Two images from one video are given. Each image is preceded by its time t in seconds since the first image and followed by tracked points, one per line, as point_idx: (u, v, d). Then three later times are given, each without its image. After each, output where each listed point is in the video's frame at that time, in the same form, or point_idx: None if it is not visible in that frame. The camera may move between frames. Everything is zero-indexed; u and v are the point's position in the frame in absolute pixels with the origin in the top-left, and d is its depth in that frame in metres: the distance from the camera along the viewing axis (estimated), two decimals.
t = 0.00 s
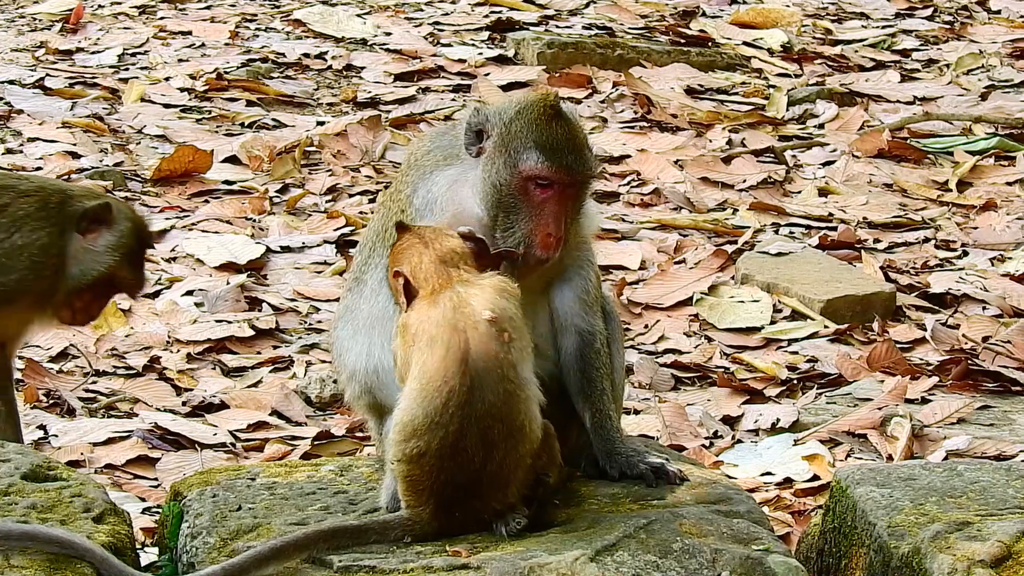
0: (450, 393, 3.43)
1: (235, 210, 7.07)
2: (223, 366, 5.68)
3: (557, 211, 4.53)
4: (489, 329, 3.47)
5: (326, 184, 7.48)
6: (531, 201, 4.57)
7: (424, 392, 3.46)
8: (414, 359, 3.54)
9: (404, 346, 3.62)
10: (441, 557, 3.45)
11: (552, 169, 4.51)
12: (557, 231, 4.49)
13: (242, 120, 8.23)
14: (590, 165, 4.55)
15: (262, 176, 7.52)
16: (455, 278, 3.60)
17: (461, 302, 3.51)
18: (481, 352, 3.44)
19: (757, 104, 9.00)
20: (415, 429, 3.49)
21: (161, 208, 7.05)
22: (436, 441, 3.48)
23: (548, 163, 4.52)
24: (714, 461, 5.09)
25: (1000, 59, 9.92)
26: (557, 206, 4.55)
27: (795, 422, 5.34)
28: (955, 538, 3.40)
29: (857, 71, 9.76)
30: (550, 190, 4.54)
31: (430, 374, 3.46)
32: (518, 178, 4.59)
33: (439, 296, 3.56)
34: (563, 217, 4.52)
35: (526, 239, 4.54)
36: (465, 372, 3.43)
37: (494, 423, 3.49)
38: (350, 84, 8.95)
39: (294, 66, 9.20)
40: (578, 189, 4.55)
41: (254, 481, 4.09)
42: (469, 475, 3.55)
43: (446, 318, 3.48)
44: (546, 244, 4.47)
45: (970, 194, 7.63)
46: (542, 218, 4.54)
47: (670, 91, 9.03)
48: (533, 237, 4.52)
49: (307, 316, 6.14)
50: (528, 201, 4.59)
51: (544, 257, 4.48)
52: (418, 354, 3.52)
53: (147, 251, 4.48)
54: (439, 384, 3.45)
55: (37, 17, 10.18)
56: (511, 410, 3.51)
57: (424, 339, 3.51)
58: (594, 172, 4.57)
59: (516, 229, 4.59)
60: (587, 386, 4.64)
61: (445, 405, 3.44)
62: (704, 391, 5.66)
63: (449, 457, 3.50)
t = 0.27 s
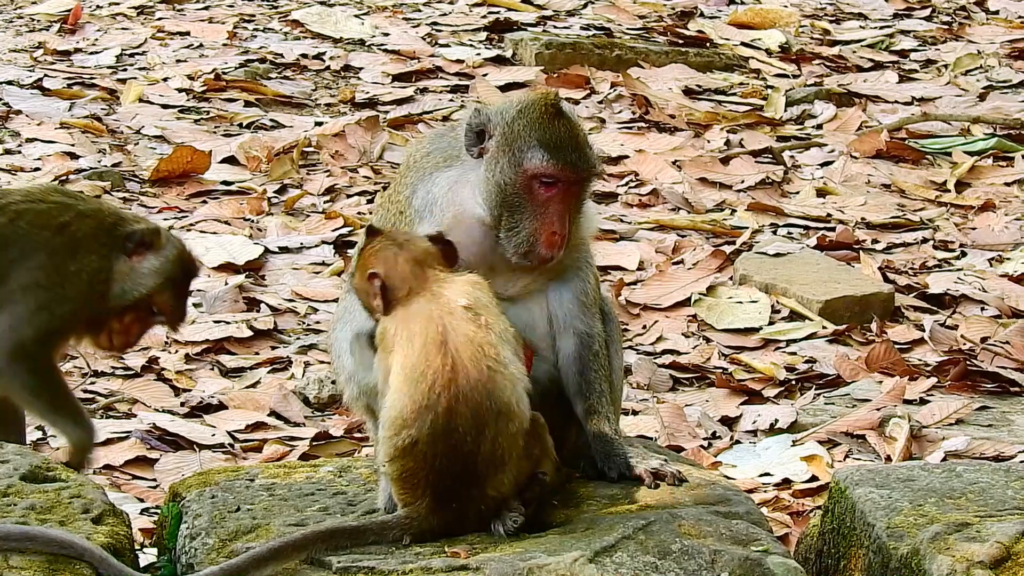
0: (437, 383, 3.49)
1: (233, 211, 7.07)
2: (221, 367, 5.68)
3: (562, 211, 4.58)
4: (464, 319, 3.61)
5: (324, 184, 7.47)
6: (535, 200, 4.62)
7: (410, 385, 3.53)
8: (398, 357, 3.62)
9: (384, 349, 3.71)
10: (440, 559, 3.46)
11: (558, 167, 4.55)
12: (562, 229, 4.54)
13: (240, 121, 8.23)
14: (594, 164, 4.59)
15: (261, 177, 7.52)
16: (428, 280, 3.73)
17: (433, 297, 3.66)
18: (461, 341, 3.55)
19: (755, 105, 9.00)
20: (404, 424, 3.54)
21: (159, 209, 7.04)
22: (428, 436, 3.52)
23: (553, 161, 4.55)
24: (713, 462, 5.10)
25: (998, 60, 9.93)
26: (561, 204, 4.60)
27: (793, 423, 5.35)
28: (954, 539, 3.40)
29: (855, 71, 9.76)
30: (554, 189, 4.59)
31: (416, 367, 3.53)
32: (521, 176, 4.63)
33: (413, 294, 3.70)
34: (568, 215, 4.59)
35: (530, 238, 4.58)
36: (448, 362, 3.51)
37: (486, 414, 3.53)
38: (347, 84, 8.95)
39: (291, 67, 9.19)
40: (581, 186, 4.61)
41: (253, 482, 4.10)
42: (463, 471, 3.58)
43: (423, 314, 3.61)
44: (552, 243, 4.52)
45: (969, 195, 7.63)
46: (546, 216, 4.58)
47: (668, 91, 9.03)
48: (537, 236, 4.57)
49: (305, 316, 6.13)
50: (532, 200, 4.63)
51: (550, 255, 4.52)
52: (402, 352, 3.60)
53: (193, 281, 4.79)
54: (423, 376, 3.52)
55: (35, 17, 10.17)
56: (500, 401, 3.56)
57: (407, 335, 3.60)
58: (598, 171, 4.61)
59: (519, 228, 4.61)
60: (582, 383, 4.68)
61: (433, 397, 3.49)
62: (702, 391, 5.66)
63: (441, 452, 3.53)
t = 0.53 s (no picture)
0: (423, 372, 3.57)
1: (233, 211, 7.07)
2: (221, 368, 5.68)
3: (562, 210, 4.62)
4: (441, 318, 3.74)
5: (324, 184, 7.47)
6: (535, 199, 4.65)
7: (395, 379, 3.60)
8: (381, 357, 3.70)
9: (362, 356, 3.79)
10: (440, 560, 3.46)
11: (558, 166, 4.57)
12: (563, 229, 4.58)
13: (240, 121, 8.23)
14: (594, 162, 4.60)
15: (260, 178, 7.52)
16: (399, 288, 3.88)
17: (406, 301, 3.81)
18: (441, 332, 3.66)
19: (755, 105, 9.00)
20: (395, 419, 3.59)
21: (159, 209, 7.04)
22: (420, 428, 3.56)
23: (555, 160, 4.56)
24: (713, 463, 5.11)
25: (998, 60, 9.93)
26: (563, 204, 4.63)
27: (794, 424, 5.35)
28: (955, 540, 3.40)
29: (855, 72, 9.77)
30: (555, 188, 4.62)
31: (401, 362, 3.61)
32: (522, 176, 4.65)
33: (386, 301, 3.83)
34: (569, 214, 4.62)
35: (532, 237, 4.61)
36: (432, 352, 3.60)
37: (477, 401, 3.59)
38: (347, 85, 8.95)
39: (291, 67, 9.20)
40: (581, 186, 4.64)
41: (253, 483, 4.10)
42: (458, 465, 3.62)
43: (398, 316, 3.74)
44: (553, 242, 4.56)
45: (969, 196, 7.63)
46: (547, 215, 4.62)
47: (668, 92, 9.03)
48: (537, 235, 4.61)
49: (305, 317, 6.13)
50: (533, 200, 4.65)
51: (552, 254, 4.57)
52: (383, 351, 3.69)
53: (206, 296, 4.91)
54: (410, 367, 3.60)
55: (35, 18, 10.18)
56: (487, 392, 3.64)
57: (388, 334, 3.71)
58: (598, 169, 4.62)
59: (520, 227, 4.64)
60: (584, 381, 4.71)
61: (420, 388, 3.56)
62: (702, 392, 5.66)
63: (435, 444, 3.57)
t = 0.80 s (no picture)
0: (428, 374, 3.56)
1: (233, 211, 7.06)
2: (221, 368, 5.68)
3: (566, 207, 4.62)
4: (441, 321, 3.75)
5: (324, 185, 7.47)
6: (539, 196, 4.64)
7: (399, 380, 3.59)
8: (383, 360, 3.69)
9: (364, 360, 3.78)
10: (440, 560, 3.46)
11: (562, 163, 4.56)
12: (568, 226, 4.60)
13: (240, 121, 8.23)
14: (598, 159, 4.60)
15: (261, 178, 7.52)
16: (397, 292, 3.88)
17: (408, 305, 3.80)
18: (444, 335, 3.66)
19: (755, 107, 9.00)
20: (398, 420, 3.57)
21: (159, 209, 7.04)
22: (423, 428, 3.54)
23: (558, 157, 4.56)
24: (713, 464, 5.12)
25: (999, 62, 9.93)
26: (567, 200, 4.64)
27: (794, 425, 5.36)
28: (956, 542, 3.40)
29: (855, 73, 9.77)
30: (560, 185, 4.61)
31: (403, 362, 3.61)
32: (528, 173, 4.64)
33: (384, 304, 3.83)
34: (573, 210, 4.63)
35: (536, 235, 4.63)
36: (436, 354, 3.60)
37: (482, 403, 3.59)
38: (348, 85, 8.95)
39: (292, 67, 9.20)
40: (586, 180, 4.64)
41: (254, 483, 4.12)
42: (462, 467, 3.61)
43: (399, 319, 3.74)
44: (559, 240, 4.59)
45: (969, 197, 7.63)
46: (552, 212, 4.62)
47: (669, 93, 9.03)
48: (540, 232, 4.63)
49: (305, 317, 6.13)
50: (538, 197, 4.65)
51: (557, 251, 4.59)
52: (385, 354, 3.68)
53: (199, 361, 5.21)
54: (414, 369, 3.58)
55: (36, 17, 10.18)
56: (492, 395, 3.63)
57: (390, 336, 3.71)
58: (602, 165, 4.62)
59: (524, 225, 4.65)
60: (586, 383, 4.83)
61: (423, 388, 3.54)
62: (702, 393, 5.66)
63: (439, 445, 3.56)
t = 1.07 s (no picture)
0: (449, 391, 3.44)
1: (233, 212, 7.06)
2: (221, 369, 5.68)
3: (575, 208, 4.77)
4: (458, 326, 3.60)
5: (324, 186, 7.47)
6: (549, 197, 4.79)
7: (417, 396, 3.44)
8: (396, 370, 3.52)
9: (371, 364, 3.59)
10: (441, 561, 3.49)
11: (572, 164, 4.71)
12: (577, 226, 4.75)
13: (240, 122, 8.23)
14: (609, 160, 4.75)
15: (261, 179, 7.52)
16: (410, 290, 3.68)
17: (422, 310, 3.61)
18: (464, 348, 3.51)
19: (755, 108, 9.00)
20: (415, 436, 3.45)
21: (159, 210, 7.04)
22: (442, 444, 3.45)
23: (567, 156, 4.71)
24: (713, 466, 5.14)
25: (999, 65, 9.93)
26: (575, 200, 4.79)
27: (794, 427, 5.36)
28: (956, 544, 3.40)
29: (855, 75, 9.77)
30: (570, 185, 4.76)
31: (423, 373, 3.45)
32: (538, 174, 4.80)
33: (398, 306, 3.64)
34: (581, 211, 4.78)
35: (546, 236, 4.77)
36: (457, 370, 3.46)
37: (499, 419, 3.52)
38: (348, 86, 8.95)
39: (292, 68, 9.20)
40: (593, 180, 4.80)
41: (254, 484, 4.13)
42: (471, 478, 3.57)
43: (413, 328, 3.55)
44: (569, 240, 4.74)
45: (970, 200, 7.63)
46: (562, 212, 4.77)
47: (669, 95, 9.04)
48: (550, 234, 4.76)
49: (305, 318, 6.13)
50: (548, 198, 4.79)
51: (567, 251, 4.74)
52: (399, 364, 3.50)
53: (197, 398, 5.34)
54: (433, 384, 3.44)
55: (37, 18, 10.18)
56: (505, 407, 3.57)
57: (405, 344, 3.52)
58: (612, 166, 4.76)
59: (533, 226, 4.79)
60: (587, 387, 4.95)
61: (444, 402, 3.42)
62: (702, 395, 5.66)
63: (454, 462, 3.48)
